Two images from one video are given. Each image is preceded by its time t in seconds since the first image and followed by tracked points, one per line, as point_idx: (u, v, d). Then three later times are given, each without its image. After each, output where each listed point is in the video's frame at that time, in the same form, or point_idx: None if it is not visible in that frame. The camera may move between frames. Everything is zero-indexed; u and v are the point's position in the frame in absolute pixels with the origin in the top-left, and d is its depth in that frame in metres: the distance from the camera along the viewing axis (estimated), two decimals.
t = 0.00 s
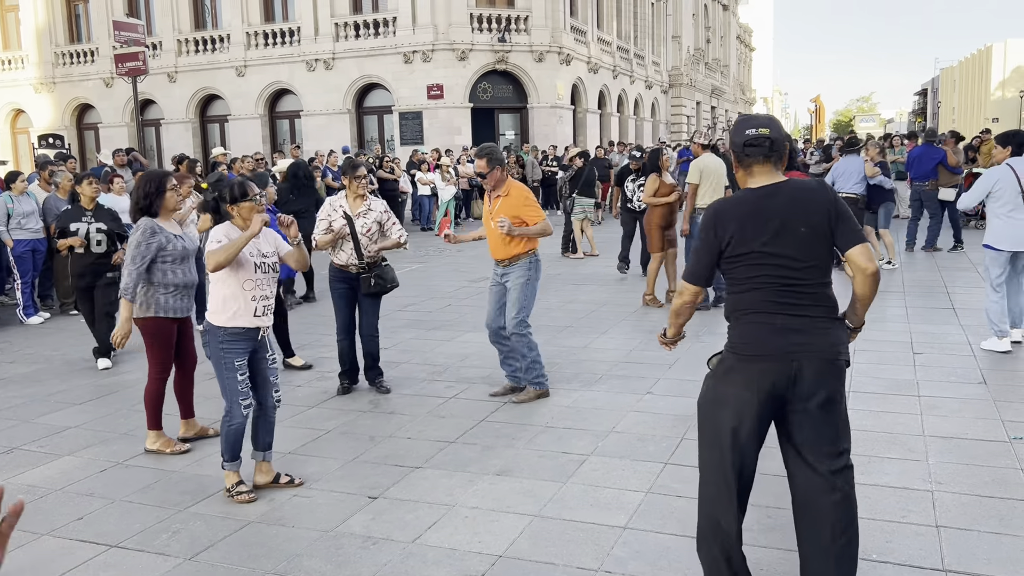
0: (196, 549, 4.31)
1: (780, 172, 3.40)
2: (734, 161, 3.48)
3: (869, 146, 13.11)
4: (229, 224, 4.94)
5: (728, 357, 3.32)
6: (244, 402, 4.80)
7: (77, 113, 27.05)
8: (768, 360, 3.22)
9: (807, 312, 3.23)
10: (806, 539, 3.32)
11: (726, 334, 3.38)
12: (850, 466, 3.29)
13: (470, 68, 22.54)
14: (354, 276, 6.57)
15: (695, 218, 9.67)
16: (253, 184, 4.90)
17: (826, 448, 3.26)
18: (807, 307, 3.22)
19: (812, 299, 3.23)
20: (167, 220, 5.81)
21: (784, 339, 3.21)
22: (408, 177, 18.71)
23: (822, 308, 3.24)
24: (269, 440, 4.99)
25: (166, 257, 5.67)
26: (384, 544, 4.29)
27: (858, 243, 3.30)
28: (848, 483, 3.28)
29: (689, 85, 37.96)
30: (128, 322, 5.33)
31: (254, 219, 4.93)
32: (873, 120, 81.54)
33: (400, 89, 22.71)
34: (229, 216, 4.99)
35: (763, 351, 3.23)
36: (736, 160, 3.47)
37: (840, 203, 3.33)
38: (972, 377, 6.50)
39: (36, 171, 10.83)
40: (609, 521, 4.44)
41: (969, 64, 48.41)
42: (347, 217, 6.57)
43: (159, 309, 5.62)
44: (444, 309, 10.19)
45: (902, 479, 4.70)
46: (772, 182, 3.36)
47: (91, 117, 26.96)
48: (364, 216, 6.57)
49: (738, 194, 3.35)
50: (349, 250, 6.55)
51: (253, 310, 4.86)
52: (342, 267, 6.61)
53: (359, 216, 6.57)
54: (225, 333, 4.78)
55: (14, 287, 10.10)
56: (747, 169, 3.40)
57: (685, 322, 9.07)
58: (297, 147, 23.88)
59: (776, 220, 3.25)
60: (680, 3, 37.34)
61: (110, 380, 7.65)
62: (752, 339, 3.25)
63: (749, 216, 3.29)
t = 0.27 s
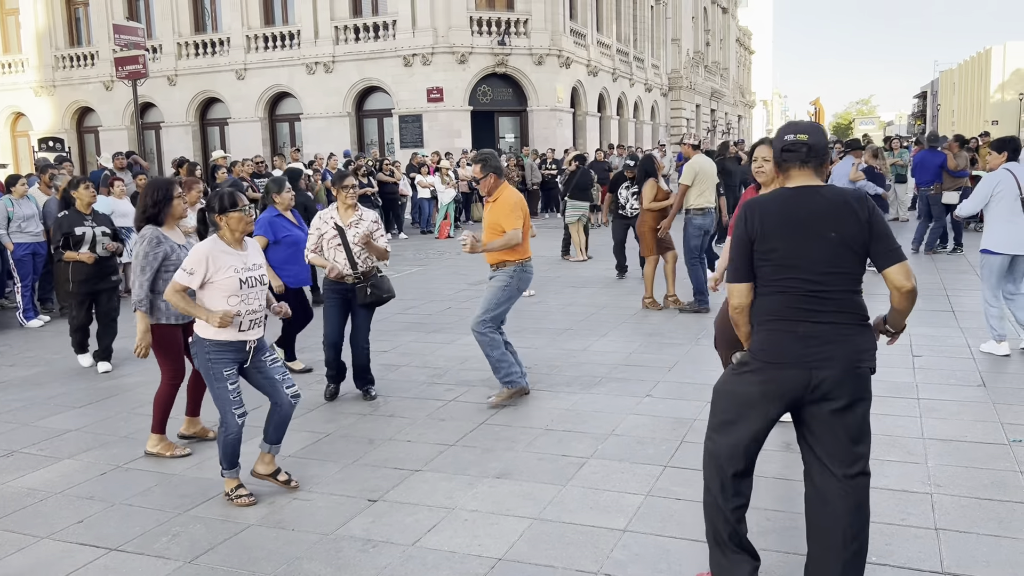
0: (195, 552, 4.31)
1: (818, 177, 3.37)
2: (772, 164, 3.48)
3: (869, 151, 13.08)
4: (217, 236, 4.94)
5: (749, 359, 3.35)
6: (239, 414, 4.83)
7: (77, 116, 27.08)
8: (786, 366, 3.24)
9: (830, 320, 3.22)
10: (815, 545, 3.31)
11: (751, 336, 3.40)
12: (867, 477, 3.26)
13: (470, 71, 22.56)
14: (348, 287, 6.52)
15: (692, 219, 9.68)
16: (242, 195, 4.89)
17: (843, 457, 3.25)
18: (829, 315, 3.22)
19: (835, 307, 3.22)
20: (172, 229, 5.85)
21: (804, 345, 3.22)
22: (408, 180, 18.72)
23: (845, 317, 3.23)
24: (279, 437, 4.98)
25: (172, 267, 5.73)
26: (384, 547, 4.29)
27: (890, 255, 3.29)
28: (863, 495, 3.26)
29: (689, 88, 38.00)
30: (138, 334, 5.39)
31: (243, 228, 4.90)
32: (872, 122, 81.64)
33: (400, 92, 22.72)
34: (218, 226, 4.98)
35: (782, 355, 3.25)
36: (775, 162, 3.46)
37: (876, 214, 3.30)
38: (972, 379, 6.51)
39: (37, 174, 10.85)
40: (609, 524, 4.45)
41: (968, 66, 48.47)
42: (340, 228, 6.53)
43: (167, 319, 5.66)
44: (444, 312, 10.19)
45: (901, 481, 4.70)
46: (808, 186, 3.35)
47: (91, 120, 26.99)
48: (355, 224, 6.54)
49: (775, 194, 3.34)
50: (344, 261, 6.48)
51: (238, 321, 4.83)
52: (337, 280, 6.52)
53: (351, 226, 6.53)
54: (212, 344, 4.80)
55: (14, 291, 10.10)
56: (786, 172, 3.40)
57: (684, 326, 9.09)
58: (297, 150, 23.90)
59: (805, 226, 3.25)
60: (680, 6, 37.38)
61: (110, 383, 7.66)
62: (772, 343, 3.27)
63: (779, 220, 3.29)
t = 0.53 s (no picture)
0: (197, 555, 4.32)
1: (834, 180, 3.37)
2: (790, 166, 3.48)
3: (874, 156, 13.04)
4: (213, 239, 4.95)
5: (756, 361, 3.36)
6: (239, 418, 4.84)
7: (80, 119, 27.13)
8: (793, 368, 3.25)
9: (836, 323, 3.23)
10: (817, 549, 3.32)
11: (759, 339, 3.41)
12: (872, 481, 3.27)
13: (472, 74, 22.57)
14: (329, 286, 6.40)
15: (690, 221, 9.67)
16: (239, 197, 4.90)
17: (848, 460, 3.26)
18: (836, 318, 3.23)
19: (842, 312, 3.23)
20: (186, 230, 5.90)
21: (811, 348, 3.23)
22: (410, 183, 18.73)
23: (851, 321, 3.24)
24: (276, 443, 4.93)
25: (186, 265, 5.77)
26: (385, 550, 4.30)
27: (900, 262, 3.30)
28: (867, 498, 3.27)
29: (691, 91, 38.00)
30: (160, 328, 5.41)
31: (239, 230, 4.91)
32: (874, 125, 81.63)
33: (402, 95, 22.74)
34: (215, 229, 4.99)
35: (789, 357, 3.26)
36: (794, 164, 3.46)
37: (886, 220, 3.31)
38: (974, 383, 6.50)
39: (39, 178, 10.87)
40: (610, 527, 4.45)
41: (970, 69, 48.48)
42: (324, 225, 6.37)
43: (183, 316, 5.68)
44: (446, 315, 10.20)
45: (902, 485, 4.70)
46: (825, 188, 3.35)
47: (93, 123, 27.04)
48: (341, 222, 6.37)
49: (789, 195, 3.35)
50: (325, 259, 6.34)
51: (233, 324, 4.83)
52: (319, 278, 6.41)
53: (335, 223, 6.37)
54: (212, 349, 4.84)
55: (17, 293, 10.13)
56: (804, 173, 3.40)
57: (685, 329, 9.08)
58: (299, 152, 23.93)
59: (814, 230, 3.27)
60: (681, 10, 37.40)
61: (112, 386, 7.67)
62: (779, 345, 3.29)
63: (789, 223, 3.30)
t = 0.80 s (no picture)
0: (202, 557, 4.32)
1: (835, 185, 3.41)
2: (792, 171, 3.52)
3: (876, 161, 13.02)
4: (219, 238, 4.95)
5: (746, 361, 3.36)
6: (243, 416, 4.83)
7: (87, 122, 27.23)
8: (782, 367, 3.25)
9: (826, 324, 3.24)
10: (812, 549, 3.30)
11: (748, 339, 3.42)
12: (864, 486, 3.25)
13: (477, 77, 22.59)
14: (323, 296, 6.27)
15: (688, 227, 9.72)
16: (248, 196, 4.90)
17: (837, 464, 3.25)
18: (827, 320, 3.24)
19: (833, 313, 3.24)
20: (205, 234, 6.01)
21: (799, 347, 3.24)
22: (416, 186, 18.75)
23: (842, 323, 3.25)
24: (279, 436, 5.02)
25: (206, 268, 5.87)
26: (390, 552, 4.30)
27: (888, 271, 3.33)
28: (865, 502, 3.25)
29: (697, 94, 37.98)
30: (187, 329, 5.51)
31: (248, 229, 4.93)
32: (881, 129, 81.50)
33: (408, 98, 22.76)
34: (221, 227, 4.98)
35: (778, 357, 3.26)
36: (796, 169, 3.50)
37: (879, 230, 3.34)
38: (980, 387, 6.48)
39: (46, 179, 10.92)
40: (615, 531, 4.44)
41: (977, 73, 48.41)
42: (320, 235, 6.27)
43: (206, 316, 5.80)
44: (451, 317, 10.21)
45: (908, 489, 4.69)
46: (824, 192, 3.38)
47: (100, 125, 27.13)
48: (336, 232, 6.28)
49: (787, 196, 3.38)
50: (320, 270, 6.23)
51: (242, 321, 4.85)
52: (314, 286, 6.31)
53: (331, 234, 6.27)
54: (218, 346, 4.82)
55: (24, 295, 10.17)
56: (804, 175, 3.43)
57: (690, 333, 9.07)
58: (305, 155, 23.98)
59: (805, 231, 3.29)
60: (687, 13, 37.40)
61: (118, 388, 7.69)
62: (768, 345, 3.29)
63: (782, 223, 3.33)
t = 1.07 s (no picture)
0: (212, 559, 4.34)
1: (796, 195, 3.43)
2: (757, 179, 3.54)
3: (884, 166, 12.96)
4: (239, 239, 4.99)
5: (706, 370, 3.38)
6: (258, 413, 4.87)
7: (99, 124, 27.38)
8: (740, 375, 3.27)
9: (781, 332, 3.25)
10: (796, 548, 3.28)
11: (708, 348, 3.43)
12: (826, 495, 3.22)
13: (487, 81, 22.61)
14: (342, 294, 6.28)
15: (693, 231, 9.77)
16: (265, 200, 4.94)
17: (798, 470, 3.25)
18: (785, 328, 3.25)
19: (789, 322, 3.26)
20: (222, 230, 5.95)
21: (755, 355, 3.25)
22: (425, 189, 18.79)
23: (800, 331, 3.26)
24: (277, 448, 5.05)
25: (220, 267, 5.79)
26: (399, 556, 4.30)
27: (845, 280, 3.33)
28: (841, 504, 3.23)
29: (707, 98, 37.92)
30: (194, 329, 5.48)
31: (265, 231, 4.99)
32: (892, 133, 81.22)
33: (418, 101, 22.80)
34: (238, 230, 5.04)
35: (736, 364, 3.28)
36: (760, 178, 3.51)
37: (837, 240, 3.36)
38: (991, 394, 6.44)
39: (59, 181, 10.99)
40: (624, 536, 4.43)
41: (989, 78, 48.20)
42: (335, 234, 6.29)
43: (218, 316, 5.80)
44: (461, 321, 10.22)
45: (920, 496, 4.66)
46: (784, 203, 3.41)
47: (112, 128, 27.28)
48: (348, 227, 6.30)
49: (748, 205, 3.40)
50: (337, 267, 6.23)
51: (265, 320, 4.88)
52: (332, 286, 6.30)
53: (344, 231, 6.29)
54: (237, 344, 4.82)
55: (36, 296, 10.23)
56: (767, 184, 3.45)
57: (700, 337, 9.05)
58: (315, 158, 24.05)
59: (762, 241, 3.31)
60: (697, 16, 37.37)
61: (129, 389, 7.73)
62: (728, 353, 3.31)
63: (741, 233, 3.35)
